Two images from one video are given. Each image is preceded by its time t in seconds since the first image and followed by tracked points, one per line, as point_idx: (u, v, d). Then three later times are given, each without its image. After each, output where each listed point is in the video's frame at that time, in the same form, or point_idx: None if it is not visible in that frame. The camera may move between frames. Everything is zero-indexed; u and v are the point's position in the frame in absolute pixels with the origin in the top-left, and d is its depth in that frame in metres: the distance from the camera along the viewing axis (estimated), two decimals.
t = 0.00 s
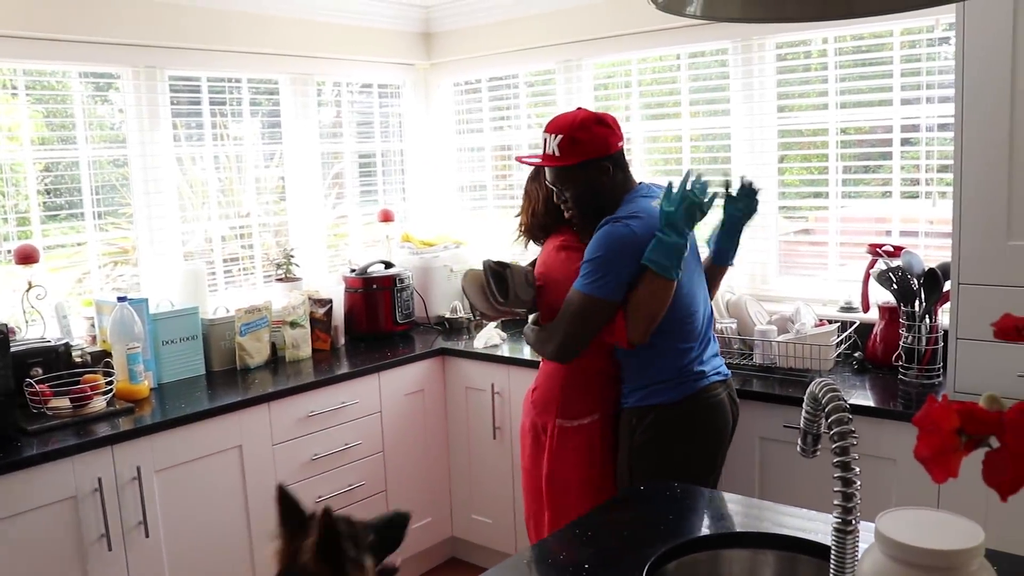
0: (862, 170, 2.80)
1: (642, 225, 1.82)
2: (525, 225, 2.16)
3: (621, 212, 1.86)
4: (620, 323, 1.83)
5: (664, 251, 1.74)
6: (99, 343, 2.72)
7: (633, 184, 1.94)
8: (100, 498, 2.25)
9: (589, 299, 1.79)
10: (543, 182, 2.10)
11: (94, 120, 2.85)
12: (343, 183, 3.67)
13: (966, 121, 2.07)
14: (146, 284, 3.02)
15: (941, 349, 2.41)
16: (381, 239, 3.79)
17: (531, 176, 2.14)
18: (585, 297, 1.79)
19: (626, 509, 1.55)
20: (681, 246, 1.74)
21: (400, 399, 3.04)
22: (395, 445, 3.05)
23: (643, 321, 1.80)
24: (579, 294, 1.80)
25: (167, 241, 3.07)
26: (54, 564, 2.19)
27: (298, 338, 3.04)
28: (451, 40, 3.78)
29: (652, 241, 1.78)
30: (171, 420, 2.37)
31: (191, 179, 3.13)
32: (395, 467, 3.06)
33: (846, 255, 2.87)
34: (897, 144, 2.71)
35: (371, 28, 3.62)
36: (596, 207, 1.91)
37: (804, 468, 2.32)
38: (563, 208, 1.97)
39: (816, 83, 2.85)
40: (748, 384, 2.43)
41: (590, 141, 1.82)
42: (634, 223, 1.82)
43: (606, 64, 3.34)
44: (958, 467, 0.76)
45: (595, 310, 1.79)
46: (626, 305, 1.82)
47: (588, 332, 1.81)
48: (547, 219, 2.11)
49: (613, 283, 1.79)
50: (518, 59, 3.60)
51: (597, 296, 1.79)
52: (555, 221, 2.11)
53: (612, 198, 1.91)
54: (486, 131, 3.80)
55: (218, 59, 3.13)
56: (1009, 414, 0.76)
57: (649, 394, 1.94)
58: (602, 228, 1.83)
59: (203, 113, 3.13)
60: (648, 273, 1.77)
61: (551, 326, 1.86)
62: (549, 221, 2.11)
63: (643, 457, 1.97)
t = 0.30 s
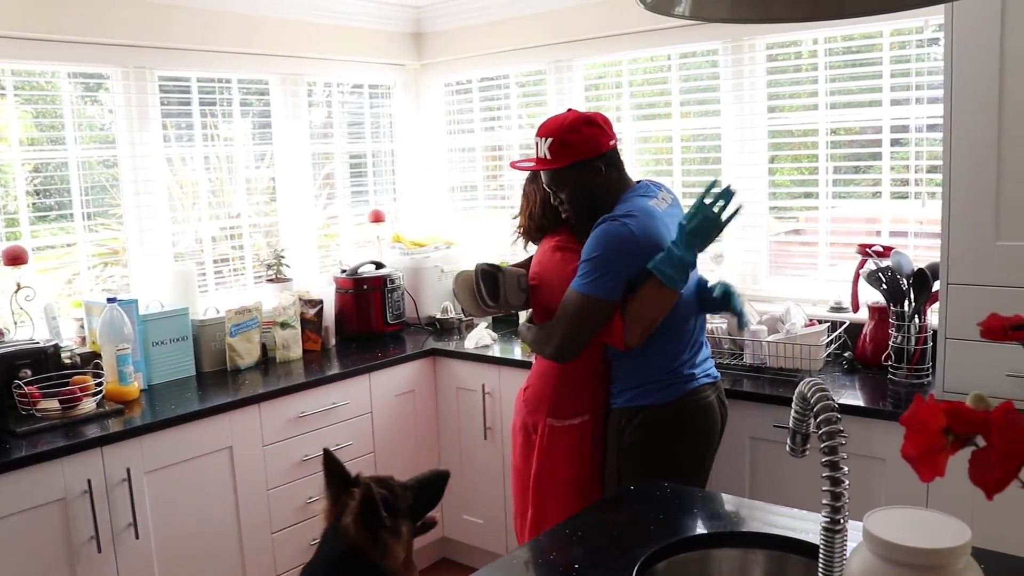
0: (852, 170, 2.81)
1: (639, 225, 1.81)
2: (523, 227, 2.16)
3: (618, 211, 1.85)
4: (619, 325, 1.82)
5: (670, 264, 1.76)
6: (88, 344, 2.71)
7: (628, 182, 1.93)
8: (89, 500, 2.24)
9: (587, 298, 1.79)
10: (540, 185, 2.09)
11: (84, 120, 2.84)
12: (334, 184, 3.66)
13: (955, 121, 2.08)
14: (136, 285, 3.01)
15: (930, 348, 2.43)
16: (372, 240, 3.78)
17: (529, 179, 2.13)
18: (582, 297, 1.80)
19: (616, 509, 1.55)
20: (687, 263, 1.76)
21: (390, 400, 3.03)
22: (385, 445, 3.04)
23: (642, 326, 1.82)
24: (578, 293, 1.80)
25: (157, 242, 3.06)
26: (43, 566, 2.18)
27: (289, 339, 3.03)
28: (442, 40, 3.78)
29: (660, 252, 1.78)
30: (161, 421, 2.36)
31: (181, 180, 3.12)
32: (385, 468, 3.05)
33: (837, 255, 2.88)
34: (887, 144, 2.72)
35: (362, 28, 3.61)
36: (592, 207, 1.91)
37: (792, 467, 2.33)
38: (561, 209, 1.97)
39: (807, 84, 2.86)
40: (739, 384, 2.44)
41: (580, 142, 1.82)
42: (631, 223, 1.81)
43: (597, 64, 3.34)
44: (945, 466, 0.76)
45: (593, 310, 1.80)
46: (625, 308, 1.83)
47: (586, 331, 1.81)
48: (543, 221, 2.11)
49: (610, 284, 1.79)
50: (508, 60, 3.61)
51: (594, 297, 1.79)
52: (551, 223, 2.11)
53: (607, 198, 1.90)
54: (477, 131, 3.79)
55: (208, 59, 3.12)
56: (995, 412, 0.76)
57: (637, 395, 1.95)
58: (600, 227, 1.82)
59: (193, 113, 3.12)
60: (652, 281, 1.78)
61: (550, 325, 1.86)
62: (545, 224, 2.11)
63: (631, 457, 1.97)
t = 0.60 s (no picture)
0: (845, 170, 2.82)
1: (632, 224, 1.81)
2: (518, 229, 2.17)
3: (611, 210, 1.85)
4: (609, 323, 1.83)
5: (664, 267, 1.81)
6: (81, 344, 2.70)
7: (620, 182, 1.93)
8: (83, 500, 2.24)
9: (578, 296, 1.79)
10: (535, 186, 2.09)
11: (76, 120, 2.83)
12: (328, 184, 3.66)
13: (947, 121, 2.09)
14: (129, 284, 3.00)
15: (922, 347, 2.44)
16: (365, 239, 3.78)
17: (524, 180, 2.12)
18: (574, 296, 1.80)
19: (610, 508, 1.56)
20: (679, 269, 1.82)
21: (384, 400, 3.03)
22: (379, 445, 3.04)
23: (633, 329, 1.84)
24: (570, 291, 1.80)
25: (151, 242, 3.05)
26: (36, 566, 2.17)
27: (283, 338, 3.03)
28: (436, 39, 3.77)
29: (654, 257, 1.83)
30: (154, 421, 2.36)
31: (175, 180, 3.11)
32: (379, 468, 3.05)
33: (829, 255, 2.88)
34: (879, 144, 2.73)
35: (355, 28, 3.61)
36: (585, 207, 1.92)
37: (785, 466, 2.33)
38: (555, 209, 1.98)
39: (799, 84, 2.87)
40: (732, 383, 2.44)
41: (572, 143, 1.82)
42: (623, 223, 1.81)
43: (590, 64, 3.35)
44: (936, 464, 0.76)
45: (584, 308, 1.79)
46: (616, 309, 1.85)
47: (577, 329, 1.81)
48: (538, 222, 2.12)
49: (601, 283, 1.79)
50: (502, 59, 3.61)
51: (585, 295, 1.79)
52: (546, 224, 2.12)
53: (600, 198, 1.91)
54: (471, 131, 3.79)
55: (202, 59, 3.11)
56: (986, 411, 0.77)
57: (629, 395, 1.95)
58: (592, 226, 1.82)
59: (186, 113, 3.11)
60: (645, 282, 1.82)
61: (539, 324, 1.86)
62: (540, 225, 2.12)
63: (625, 457, 1.97)
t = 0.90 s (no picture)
0: (844, 167, 2.82)
1: (630, 221, 1.81)
2: (515, 228, 2.17)
3: (609, 207, 1.85)
4: (607, 318, 1.83)
5: (662, 263, 1.81)
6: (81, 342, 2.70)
7: (615, 178, 1.93)
8: (83, 497, 2.23)
9: (576, 292, 1.79)
10: (531, 184, 2.09)
11: (75, 118, 2.83)
12: (326, 182, 3.65)
13: (946, 118, 2.09)
14: (129, 283, 3.00)
15: (922, 344, 2.44)
16: (364, 237, 3.78)
17: (520, 179, 2.12)
18: (571, 292, 1.80)
19: (610, 504, 1.55)
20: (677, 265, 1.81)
21: (383, 397, 3.03)
22: (378, 442, 3.04)
23: (631, 324, 1.84)
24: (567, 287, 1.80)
25: (150, 240, 3.05)
26: (36, 563, 2.17)
27: (282, 336, 3.03)
28: (434, 37, 3.77)
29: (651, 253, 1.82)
30: (154, 419, 2.36)
31: (174, 178, 3.11)
32: (378, 465, 3.05)
33: (828, 252, 2.88)
34: (878, 141, 2.73)
35: (354, 26, 3.60)
36: (581, 205, 1.92)
37: (785, 463, 2.33)
38: (551, 207, 1.98)
39: (799, 81, 2.87)
40: (731, 380, 2.44)
41: (565, 140, 1.82)
42: (622, 219, 1.81)
43: (589, 61, 3.34)
44: (937, 459, 0.76)
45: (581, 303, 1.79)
46: (614, 305, 1.84)
47: (574, 325, 1.81)
48: (534, 221, 2.12)
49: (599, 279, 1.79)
50: (501, 57, 3.60)
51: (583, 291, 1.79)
52: (542, 222, 2.12)
53: (595, 195, 1.91)
54: (470, 128, 3.79)
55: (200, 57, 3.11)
56: (987, 405, 0.77)
57: (628, 391, 1.95)
58: (590, 222, 1.82)
59: (185, 111, 3.11)
60: (643, 277, 1.82)
61: (537, 320, 1.86)
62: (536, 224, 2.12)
63: (625, 453, 1.97)
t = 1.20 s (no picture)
0: (845, 169, 2.82)
1: (625, 219, 1.81)
2: (510, 226, 2.17)
3: (603, 204, 1.85)
4: (600, 315, 1.83)
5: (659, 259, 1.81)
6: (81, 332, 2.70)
7: (607, 177, 1.93)
8: (80, 488, 2.24)
9: (571, 289, 1.79)
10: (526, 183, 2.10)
11: (77, 108, 2.83)
12: (327, 176, 3.65)
13: (948, 120, 2.09)
14: (129, 274, 3.00)
15: (921, 346, 2.44)
16: (365, 232, 3.78)
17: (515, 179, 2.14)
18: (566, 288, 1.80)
19: (606, 502, 1.56)
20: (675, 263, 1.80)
21: (381, 392, 3.03)
22: (376, 436, 3.04)
23: (624, 321, 1.83)
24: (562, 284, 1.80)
25: (150, 232, 3.05)
26: (33, 553, 2.18)
27: (281, 329, 3.03)
28: (437, 32, 3.76)
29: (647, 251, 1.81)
30: (152, 410, 2.36)
31: (175, 170, 3.10)
32: (376, 459, 3.05)
33: (829, 253, 2.89)
34: (880, 143, 2.73)
35: (357, 20, 3.60)
36: (575, 204, 1.92)
37: (783, 463, 2.34)
38: (546, 207, 1.98)
39: (801, 82, 2.86)
40: (730, 380, 2.45)
41: (558, 139, 1.82)
42: (616, 216, 1.81)
43: (592, 60, 3.34)
44: (935, 461, 0.76)
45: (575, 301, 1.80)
46: (608, 302, 1.84)
47: (568, 321, 1.82)
48: (529, 219, 2.13)
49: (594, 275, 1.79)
50: (504, 54, 3.60)
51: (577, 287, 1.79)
52: (538, 220, 2.12)
53: (589, 194, 1.91)
54: (472, 125, 3.79)
55: (203, 49, 3.11)
56: (985, 407, 0.77)
57: (624, 390, 1.95)
58: (585, 220, 1.82)
59: (187, 103, 3.11)
60: (638, 274, 1.82)
61: (530, 315, 1.87)
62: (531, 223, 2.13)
63: (623, 452, 1.98)
